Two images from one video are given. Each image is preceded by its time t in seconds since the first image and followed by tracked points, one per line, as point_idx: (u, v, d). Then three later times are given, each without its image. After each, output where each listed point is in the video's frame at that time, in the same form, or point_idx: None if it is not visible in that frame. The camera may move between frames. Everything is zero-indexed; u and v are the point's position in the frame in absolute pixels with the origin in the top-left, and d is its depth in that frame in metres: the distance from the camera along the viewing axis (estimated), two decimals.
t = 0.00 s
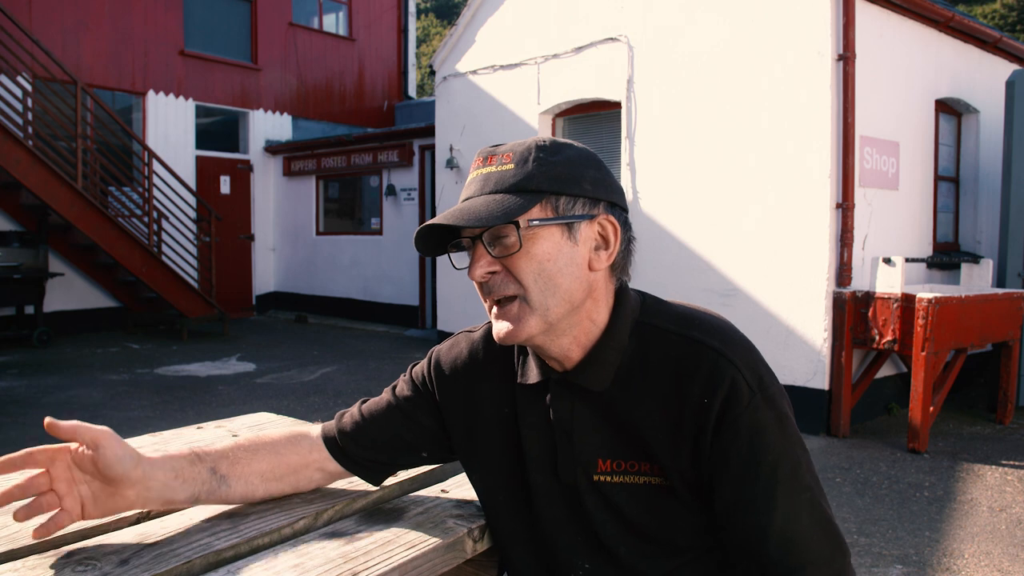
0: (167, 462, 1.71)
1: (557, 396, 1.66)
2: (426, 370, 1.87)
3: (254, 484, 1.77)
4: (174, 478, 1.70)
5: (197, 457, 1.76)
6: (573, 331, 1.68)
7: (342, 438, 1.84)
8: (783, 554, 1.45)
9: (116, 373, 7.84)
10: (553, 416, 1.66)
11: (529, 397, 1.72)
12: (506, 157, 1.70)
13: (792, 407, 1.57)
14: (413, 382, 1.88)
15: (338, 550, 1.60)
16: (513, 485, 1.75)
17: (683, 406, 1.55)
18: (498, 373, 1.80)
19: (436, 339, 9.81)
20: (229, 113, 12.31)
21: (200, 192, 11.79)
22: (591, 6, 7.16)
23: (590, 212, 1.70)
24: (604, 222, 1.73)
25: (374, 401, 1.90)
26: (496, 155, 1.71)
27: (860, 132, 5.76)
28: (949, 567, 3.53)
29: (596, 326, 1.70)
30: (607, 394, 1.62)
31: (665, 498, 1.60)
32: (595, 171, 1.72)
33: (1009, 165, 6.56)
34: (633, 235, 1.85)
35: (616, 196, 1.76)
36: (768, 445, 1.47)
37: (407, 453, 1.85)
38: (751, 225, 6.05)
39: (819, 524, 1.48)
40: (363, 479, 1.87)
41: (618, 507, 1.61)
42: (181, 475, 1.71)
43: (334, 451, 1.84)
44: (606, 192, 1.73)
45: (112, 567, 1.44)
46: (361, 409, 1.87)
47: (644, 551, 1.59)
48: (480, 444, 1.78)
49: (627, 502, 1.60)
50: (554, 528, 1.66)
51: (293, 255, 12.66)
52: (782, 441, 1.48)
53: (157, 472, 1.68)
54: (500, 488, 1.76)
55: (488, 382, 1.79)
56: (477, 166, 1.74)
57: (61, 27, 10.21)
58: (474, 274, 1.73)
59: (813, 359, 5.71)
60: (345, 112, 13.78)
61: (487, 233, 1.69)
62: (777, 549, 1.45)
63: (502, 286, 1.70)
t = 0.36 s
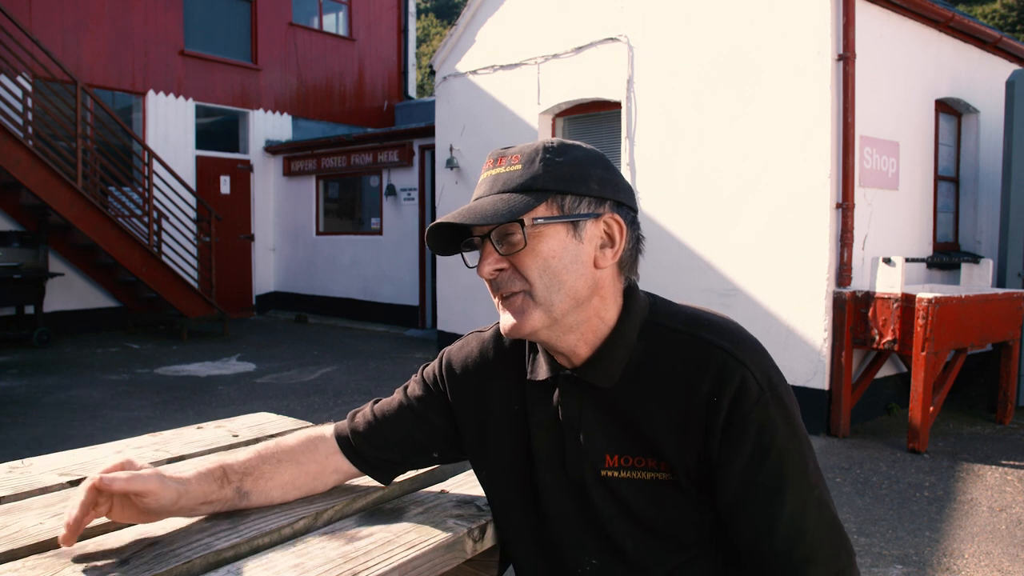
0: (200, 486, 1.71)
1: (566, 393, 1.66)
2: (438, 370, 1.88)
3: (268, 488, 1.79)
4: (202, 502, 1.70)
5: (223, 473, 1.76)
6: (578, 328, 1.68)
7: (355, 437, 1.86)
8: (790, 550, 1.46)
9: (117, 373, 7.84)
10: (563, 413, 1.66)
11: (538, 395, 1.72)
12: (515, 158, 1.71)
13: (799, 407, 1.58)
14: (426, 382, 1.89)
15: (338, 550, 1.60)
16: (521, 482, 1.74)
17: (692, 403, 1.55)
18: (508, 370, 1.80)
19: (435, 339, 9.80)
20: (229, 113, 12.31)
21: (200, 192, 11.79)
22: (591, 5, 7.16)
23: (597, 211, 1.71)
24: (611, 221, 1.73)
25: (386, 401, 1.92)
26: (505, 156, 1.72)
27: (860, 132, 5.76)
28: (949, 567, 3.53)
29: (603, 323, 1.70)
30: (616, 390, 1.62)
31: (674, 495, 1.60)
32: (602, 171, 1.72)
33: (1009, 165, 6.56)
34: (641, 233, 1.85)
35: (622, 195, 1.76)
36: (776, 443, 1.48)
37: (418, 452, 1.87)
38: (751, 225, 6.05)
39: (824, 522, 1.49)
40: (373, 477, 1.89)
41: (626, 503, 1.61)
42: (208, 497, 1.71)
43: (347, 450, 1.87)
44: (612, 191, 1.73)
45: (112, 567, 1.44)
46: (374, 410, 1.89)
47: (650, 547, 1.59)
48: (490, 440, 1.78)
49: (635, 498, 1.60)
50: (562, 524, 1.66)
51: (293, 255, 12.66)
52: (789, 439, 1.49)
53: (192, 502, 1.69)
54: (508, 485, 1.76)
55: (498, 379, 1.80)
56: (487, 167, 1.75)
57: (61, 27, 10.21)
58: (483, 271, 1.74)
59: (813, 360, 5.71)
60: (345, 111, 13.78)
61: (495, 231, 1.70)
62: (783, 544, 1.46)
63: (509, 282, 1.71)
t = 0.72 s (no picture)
0: (189, 471, 1.71)
1: (585, 386, 1.67)
2: (460, 365, 1.90)
3: (273, 479, 1.77)
4: (196, 487, 1.70)
5: (217, 464, 1.77)
6: (603, 326, 1.70)
7: (377, 432, 1.86)
8: (798, 547, 1.48)
9: (116, 373, 7.84)
10: (580, 406, 1.68)
11: (556, 388, 1.73)
12: (544, 157, 1.72)
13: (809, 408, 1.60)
14: (446, 376, 1.90)
15: (338, 550, 1.60)
16: (536, 476, 1.75)
17: (707, 399, 1.57)
18: (528, 364, 1.82)
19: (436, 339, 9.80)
20: (229, 113, 12.31)
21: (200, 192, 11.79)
22: (591, 5, 7.16)
23: (624, 212, 1.73)
24: (636, 222, 1.75)
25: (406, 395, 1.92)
26: (533, 155, 1.73)
27: (860, 132, 5.76)
28: (949, 567, 3.53)
29: (624, 320, 1.72)
30: (633, 384, 1.63)
31: (686, 491, 1.61)
32: (627, 174, 1.74)
33: (1009, 165, 6.56)
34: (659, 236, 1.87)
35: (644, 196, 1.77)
36: (788, 442, 1.50)
37: (439, 446, 1.87)
38: (751, 225, 6.05)
39: (830, 521, 1.51)
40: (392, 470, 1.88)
41: (639, 497, 1.62)
42: (204, 483, 1.71)
43: (367, 443, 1.86)
44: (638, 193, 1.75)
45: (112, 567, 1.44)
46: (395, 403, 1.88)
47: (661, 542, 1.61)
48: (509, 433, 1.79)
49: (648, 493, 1.61)
50: (575, 518, 1.67)
51: (293, 256, 12.66)
52: (800, 439, 1.51)
53: (180, 482, 1.68)
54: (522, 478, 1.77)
55: (518, 373, 1.82)
56: (514, 164, 1.75)
57: (61, 27, 10.21)
58: (512, 266, 1.75)
59: (813, 359, 5.70)
60: (345, 112, 13.79)
61: (526, 227, 1.71)
62: (791, 542, 1.48)
63: (536, 279, 1.72)
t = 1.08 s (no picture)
0: (189, 489, 1.68)
1: (590, 376, 1.71)
2: (467, 364, 1.91)
3: (277, 489, 1.76)
4: (195, 505, 1.66)
5: (219, 480, 1.74)
6: (627, 308, 1.75)
7: (389, 429, 1.87)
8: (792, 534, 1.49)
9: (116, 373, 7.84)
10: (585, 396, 1.71)
11: (561, 378, 1.77)
12: (571, 150, 1.77)
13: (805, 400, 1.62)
14: (456, 374, 1.91)
15: (338, 551, 1.60)
16: (541, 467, 1.78)
17: (706, 386, 1.60)
18: (535, 358, 1.84)
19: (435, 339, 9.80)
20: (229, 113, 12.31)
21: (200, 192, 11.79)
22: (591, 5, 7.16)
23: (643, 206, 1.80)
24: (650, 217, 1.83)
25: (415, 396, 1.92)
26: (560, 148, 1.77)
27: (860, 132, 5.76)
28: (949, 567, 3.53)
29: (632, 309, 1.76)
30: (636, 372, 1.67)
31: (686, 479, 1.64)
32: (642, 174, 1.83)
33: (1009, 165, 6.56)
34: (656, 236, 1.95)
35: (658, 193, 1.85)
36: (784, 429, 1.53)
37: (449, 442, 1.89)
38: (751, 225, 6.06)
39: (824, 509, 1.52)
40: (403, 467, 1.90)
41: (640, 484, 1.65)
42: (206, 500, 1.68)
43: (379, 442, 1.87)
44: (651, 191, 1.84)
45: (112, 567, 1.44)
46: (408, 401, 1.90)
47: (659, 529, 1.64)
48: (517, 424, 1.82)
49: (648, 480, 1.64)
50: (578, 506, 1.70)
51: (293, 255, 12.66)
52: (796, 426, 1.54)
53: (179, 500, 1.65)
54: (525, 468, 1.80)
55: (523, 366, 1.85)
56: (540, 156, 1.78)
57: (61, 27, 10.21)
58: (545, 247, 1.77)
59: (813, 359, 5.70)
60: (345, 112, 13.78)
61: (560, 209, 1.75)
62: (786, 528, 1.49)
63: (569, 260, 1.75)
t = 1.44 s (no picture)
0: (189, 493, 1.66)
1: (568, 371, 1.73)
2: (456, 369, 1.94)
3: (278, 488, 1.75)
4: (195, 509, 1.64)
5: (219, 481, 1.72)
6: (598, 312, 1.75)
7: (393, 420, 1.89)
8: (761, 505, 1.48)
9: (116, 373, 7.84)
10: (564, 390, 1.73)
11: (542, 376, 1.79)
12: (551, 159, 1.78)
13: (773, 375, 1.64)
14: (448, 378, 1.93)
15: (338, 550, 1.60)
16: (529, 462, 1.80)
17: (675, 368, 1.63)
18: (516, 361, 1.86)
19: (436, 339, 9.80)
20: (229, 113, 12.31)
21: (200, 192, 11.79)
22: (591, 5, 7.16)
23: (616, 215, 1.83)
24: (621, 226, 1.86)
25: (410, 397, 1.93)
26: (540, 156, 1.78)
27: (860, 132, 5.76)
28: (949, 567, 3.53)
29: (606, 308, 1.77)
30: (610, 361, 1.70)
31: (664, 463, 1.65)
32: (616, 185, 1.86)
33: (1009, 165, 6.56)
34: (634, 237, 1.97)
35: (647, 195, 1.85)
36: (751, 402, 1.55)
37: (448, 437, 1.90)
38: (750, 225, 6.06)
39: (795, 479, 1.52)
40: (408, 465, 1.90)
41: (620, 471, 1.67)
42: (207, 502, 1.66)
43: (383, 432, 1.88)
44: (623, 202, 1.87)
45: (112, 568, 1.43)
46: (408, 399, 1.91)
47: (640, 514, 1.66)
48: (505, 422, 1.84)
49: (628, 466, 1.66)
50: (563, 500, 1.72)
51: (293, 256, 12.66)
52: (762, 398, 1.56)
53: (179, 506, 1.62)
54: (512, 464, 1.82)
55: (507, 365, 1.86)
56: (520, 163, 1.79)
57: (61, 27, 10.22)
58: (522, 250, 1.78)
59: (813, 360, 5.71)
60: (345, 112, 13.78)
61: (539, 215, 1.76)
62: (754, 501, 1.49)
63: (546, 263, 1.76)
